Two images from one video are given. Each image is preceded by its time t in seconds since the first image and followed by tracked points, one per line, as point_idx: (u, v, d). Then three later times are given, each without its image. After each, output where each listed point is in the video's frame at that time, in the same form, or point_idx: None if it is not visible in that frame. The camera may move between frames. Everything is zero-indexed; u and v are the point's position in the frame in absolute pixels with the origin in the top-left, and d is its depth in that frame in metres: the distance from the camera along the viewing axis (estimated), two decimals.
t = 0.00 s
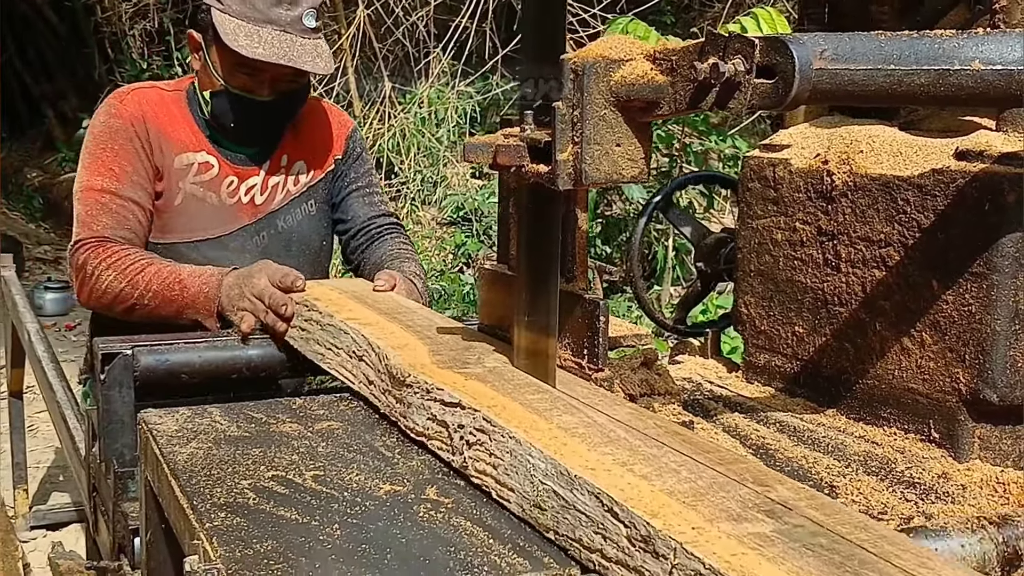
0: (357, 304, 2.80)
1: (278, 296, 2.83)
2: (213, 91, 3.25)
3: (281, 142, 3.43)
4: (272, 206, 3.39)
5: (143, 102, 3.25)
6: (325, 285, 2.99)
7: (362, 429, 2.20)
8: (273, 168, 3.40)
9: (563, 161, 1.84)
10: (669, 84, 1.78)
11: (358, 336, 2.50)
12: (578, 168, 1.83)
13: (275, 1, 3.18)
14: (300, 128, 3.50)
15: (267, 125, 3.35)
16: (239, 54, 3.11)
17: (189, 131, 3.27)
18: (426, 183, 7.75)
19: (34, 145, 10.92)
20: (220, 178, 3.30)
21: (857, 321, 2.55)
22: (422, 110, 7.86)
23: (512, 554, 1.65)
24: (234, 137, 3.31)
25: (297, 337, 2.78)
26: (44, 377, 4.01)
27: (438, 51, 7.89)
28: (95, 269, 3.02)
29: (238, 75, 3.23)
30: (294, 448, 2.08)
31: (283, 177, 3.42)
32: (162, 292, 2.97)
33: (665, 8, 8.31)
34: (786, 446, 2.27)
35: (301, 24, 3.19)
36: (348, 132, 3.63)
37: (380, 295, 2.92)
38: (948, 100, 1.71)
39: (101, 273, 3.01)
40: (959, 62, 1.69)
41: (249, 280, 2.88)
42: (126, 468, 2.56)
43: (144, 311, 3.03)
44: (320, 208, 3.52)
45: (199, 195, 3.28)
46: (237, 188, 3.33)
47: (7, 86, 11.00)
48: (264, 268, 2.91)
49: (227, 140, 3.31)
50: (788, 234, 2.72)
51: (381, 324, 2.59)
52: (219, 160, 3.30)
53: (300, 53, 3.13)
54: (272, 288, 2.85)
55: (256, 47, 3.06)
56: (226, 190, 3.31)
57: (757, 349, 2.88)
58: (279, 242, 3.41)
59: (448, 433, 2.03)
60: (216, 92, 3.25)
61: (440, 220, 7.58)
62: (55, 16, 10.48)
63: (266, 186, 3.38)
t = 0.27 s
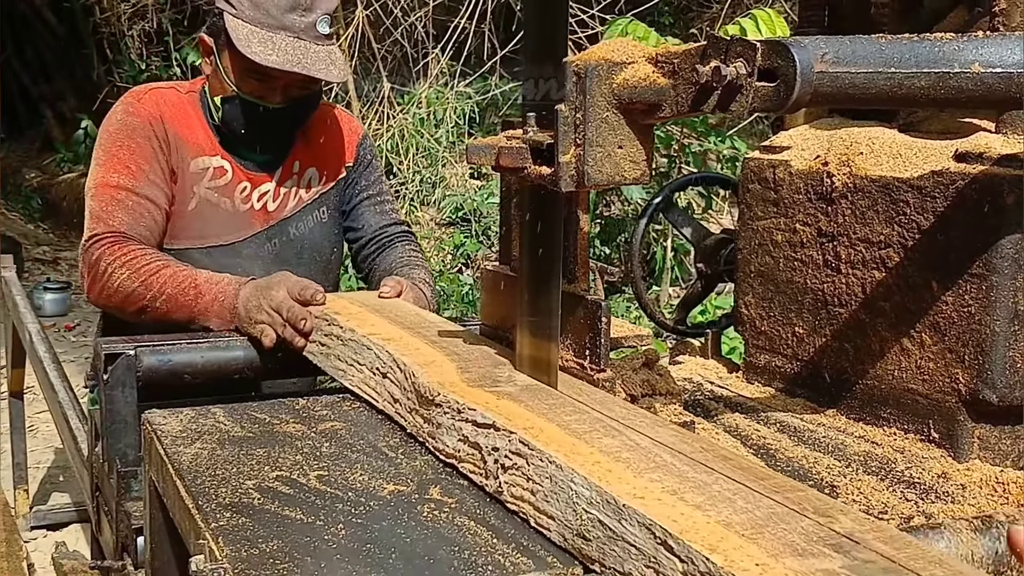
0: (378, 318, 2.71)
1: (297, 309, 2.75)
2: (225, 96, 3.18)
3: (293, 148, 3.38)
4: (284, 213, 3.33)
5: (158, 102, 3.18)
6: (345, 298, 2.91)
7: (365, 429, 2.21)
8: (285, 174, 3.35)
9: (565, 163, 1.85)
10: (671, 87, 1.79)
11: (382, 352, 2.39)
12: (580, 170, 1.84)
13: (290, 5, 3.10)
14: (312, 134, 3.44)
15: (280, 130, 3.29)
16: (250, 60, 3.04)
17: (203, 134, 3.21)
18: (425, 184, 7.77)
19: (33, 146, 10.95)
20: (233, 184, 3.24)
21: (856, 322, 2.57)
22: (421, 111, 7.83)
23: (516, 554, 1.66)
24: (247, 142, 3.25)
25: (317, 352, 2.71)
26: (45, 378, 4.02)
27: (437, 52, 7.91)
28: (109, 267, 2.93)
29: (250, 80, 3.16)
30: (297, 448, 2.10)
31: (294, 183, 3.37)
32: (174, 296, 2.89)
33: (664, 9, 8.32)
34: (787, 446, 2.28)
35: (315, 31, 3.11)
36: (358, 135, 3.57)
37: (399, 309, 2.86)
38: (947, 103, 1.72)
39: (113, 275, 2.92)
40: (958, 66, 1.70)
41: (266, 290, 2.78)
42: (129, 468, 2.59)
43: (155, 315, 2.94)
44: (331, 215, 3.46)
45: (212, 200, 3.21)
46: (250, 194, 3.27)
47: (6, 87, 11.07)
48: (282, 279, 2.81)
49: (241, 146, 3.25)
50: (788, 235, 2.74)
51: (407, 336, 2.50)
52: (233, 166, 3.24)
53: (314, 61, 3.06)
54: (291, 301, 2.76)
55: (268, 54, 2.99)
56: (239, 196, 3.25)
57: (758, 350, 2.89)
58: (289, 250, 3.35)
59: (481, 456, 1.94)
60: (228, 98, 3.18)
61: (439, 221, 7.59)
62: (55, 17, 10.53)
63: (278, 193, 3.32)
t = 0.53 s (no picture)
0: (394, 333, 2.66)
1: (313, 328, 2.69)
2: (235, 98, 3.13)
3: (300, 151, 3.33)
4: (291, 217, 3.28)
5: (170, 99, 3.13)
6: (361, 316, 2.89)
7: (365, 429, 2.23)
8: (293, 177, 3.30)
9: (565, 165, 1.87)
10: (671, 90, 1.81)
11: (407, 373, 2.29)
12: (580, 172, 1.86)
13: (304, 12, 3.06)
14: (317, 137, 3.39)
15: (288, 132, 3.24)
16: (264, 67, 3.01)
17: (214, 135, 3.16)
18: (418, 184, 7.79)
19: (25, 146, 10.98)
20: (243, 187, 3.18)
21: (852, 322, 2.59)
22: (414, 112, 7.88)
23: (518, 552, 1.68)
24: (256, 144, 3.19)
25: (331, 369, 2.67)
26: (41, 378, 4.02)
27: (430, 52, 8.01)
28: (123, 261, 2.87)
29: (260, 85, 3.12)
30: (298, 448, 2.11)
31: (301, 187, 3.32)
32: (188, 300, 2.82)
33: (656, 10, 8.36)
34: (783, 445, 2.30)
35: (328, 39, 3.08)
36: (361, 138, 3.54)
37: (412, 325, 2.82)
38: (943, 106, 1.74)
39: (125, 272, 2.87)
40: (954, 69, 1.72)
41: (284, 307, 2.72)
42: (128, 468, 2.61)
43: (164, 315, 2.87)
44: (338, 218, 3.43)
45: (222, 202, 3.16)
46: (259, 198, 3.21)
47: None
48: (300, 296, 2.76)
49: (250, 149, 3.19)
50: (784, 237, 2.76)
51: (427, 355, 2.43)
52: (242, 169, 3.18)
53: (328, 69, 3.04)
54: (308, 319, 2.70)
55: (281, 63, 2.96)
56: (248, 199, 3.19)
57: (754, 350, 2.91)
58: (300, 256, 3.30)
59: (517, 482, 1.85)
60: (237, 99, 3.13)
61: (432, 221, 7.62)
62: (47, 17, 10.61)
63: (286, 197, 3.26)
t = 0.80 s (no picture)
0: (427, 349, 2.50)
1: (338, 341, 2.51)
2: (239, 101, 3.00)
3: (307, 156, 3.23)
4: (299, 224, 3.20)
5: (178, 105, 3.01)
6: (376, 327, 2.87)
7: (367, 427, 2.25)
8: (300, 184, 3.21)
9: (566, 165, 1.90)
10: (670, 92, 1.82)
11: (442, 391, 2.15)
12: (580, 172, 1.88)
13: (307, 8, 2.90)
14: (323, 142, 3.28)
15: (295, 137, 3.14)
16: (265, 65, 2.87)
17: (223, 142, 3.04)
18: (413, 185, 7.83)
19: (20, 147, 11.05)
20: (252, 195, 3.10)
21: (849, 321, 2.61)
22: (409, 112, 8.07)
23: (519, 548, 1.70)
24: (263, 150, 3.10)
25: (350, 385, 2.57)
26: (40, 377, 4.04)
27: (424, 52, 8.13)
28: (145, 264, 2.69)
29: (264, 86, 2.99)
30: (300, 446, 2.13)
31: (308, 195, 3.23)
32: (206, 304, 2.61)
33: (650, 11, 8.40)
34: (781, 443, 2.31)
35: (331, 37, 2.93)
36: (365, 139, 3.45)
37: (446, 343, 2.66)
38: (938, 107, 1.75)
39: (142, 279, 2.69)
40: (951, 71, 1.72)
41: (304, 316, 2.53)
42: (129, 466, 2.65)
43: (182, 323, 2.68)
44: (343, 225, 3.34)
45: (231, 211, 3.06)
46: (266, 207, 3.13)
47: None
48: (323, 305, 2.56)
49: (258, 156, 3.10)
50: (780, 237, 2.78)
51: (464, 372, 2.28)
52: (251, 176, 3.09)
53: (333, 66, 2.89)
54: (332, 331, 2.51)
55: (282, 62, 2.82)
56: (256, 208, 3.11)
57: (751, 349, 2.93)
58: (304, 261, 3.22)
59: (572, 513, 1.72)
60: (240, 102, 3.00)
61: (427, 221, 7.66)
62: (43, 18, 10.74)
63: (294, 204, 3.18)
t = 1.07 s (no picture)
0: (457, 363, 2.41)
1: (364, 356, 2.44)
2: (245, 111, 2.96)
3: (316, 167, 3.19)
4: (311, 237, 3.17)
5: (186, 123, 3.00)
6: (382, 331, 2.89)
7: (367, 425, 2.27)
8: (311, 195, 3.17)
9: (566, 166, 1.92)
10: (669, 93, 1.85)
11: (482, 411, 2.07)
12: (580, 173, 1.91)
13: (303, 6, 2.92)
14: (330, 153, 3.25)
15: (303, 146, 3.10)
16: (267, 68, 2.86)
17: (232, 158, 3.03)
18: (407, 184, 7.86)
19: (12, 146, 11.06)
20: (264, 210, 3.07)
21: (845, 320, 2.63)
22: (403, 113, 8.19)
23: (520, 544, 1.72)
24: (272, 162, 3.07)
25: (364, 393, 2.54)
26: (37, 377, 4.06)
27: (418, 53, 8.24)
28: (164, 286, 2.70)
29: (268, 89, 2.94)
30: (301, 443, 2.15)
31: (320, 206, 3.19)
32: (225, 326, 2.60)
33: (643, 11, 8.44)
34: (777, 440, 2.34)
35: (331, 32, 2.93)
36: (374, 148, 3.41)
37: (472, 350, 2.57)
38: (933, 108, 1.79)
39: (160, 302, 2.70)
40: (945, 73, 1.77)
41: (328, 333, 2.47)
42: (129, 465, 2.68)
43: (206, 343, 2.68)
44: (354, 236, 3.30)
45: (244, 227, 3.04)
46: (278, 220, 3.10)
47: None
48: (345, 319, 2.50)
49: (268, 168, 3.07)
50: (776, 236, 2.80)
51: (502, 391, 2.18)
52: (262, 190, 3.06)
53: (333, 61, 2.87)
54: (356, 346, 2.45)
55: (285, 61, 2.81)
56: (268, 223, 3.08)
57: (747, 348, 2.95)
58: (314, 275, 3.20)
59: (633, 548, 1.62)
60: (244, 112, 2.97)
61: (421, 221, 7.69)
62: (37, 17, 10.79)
63: (305, 216, 3.15)
